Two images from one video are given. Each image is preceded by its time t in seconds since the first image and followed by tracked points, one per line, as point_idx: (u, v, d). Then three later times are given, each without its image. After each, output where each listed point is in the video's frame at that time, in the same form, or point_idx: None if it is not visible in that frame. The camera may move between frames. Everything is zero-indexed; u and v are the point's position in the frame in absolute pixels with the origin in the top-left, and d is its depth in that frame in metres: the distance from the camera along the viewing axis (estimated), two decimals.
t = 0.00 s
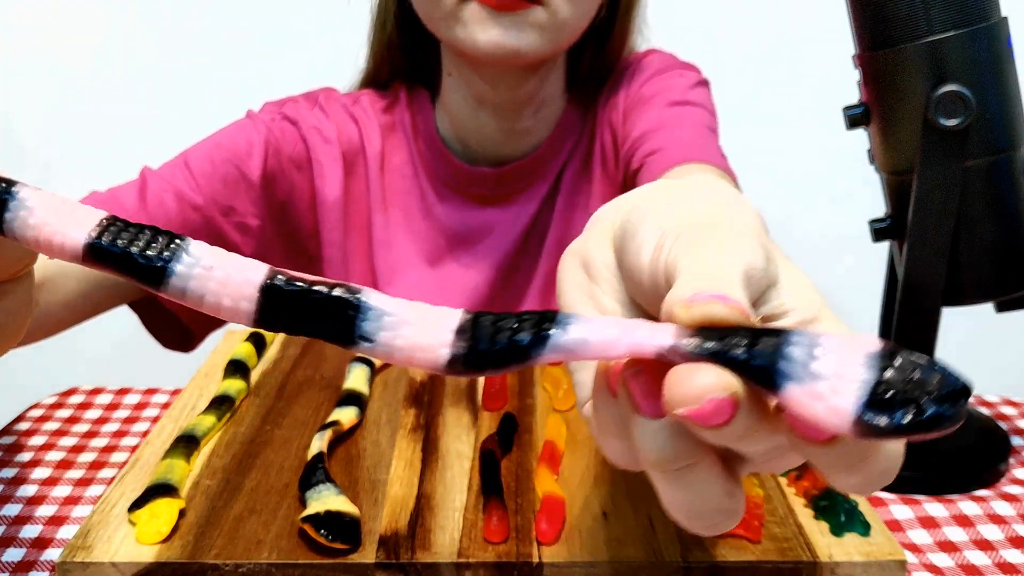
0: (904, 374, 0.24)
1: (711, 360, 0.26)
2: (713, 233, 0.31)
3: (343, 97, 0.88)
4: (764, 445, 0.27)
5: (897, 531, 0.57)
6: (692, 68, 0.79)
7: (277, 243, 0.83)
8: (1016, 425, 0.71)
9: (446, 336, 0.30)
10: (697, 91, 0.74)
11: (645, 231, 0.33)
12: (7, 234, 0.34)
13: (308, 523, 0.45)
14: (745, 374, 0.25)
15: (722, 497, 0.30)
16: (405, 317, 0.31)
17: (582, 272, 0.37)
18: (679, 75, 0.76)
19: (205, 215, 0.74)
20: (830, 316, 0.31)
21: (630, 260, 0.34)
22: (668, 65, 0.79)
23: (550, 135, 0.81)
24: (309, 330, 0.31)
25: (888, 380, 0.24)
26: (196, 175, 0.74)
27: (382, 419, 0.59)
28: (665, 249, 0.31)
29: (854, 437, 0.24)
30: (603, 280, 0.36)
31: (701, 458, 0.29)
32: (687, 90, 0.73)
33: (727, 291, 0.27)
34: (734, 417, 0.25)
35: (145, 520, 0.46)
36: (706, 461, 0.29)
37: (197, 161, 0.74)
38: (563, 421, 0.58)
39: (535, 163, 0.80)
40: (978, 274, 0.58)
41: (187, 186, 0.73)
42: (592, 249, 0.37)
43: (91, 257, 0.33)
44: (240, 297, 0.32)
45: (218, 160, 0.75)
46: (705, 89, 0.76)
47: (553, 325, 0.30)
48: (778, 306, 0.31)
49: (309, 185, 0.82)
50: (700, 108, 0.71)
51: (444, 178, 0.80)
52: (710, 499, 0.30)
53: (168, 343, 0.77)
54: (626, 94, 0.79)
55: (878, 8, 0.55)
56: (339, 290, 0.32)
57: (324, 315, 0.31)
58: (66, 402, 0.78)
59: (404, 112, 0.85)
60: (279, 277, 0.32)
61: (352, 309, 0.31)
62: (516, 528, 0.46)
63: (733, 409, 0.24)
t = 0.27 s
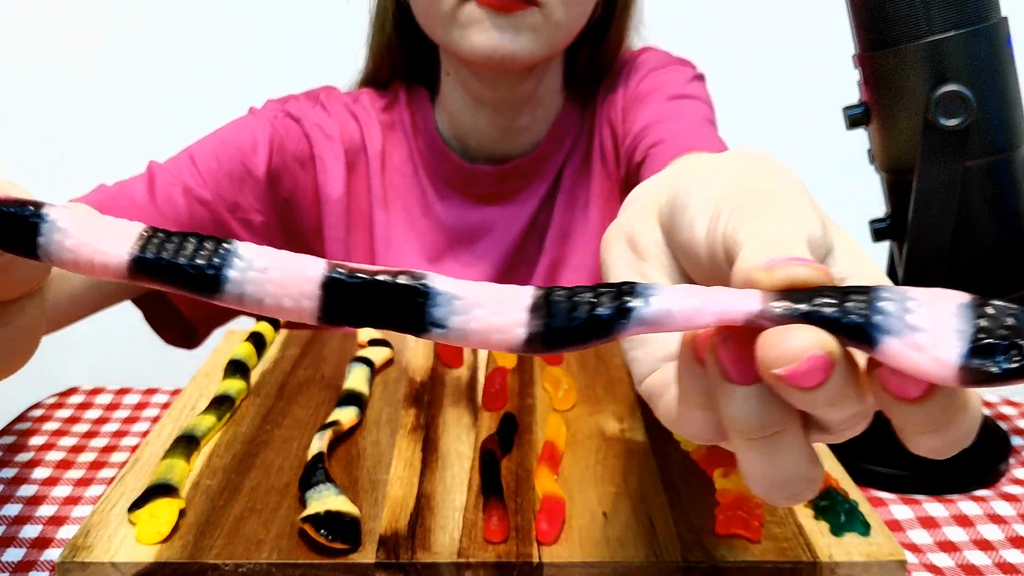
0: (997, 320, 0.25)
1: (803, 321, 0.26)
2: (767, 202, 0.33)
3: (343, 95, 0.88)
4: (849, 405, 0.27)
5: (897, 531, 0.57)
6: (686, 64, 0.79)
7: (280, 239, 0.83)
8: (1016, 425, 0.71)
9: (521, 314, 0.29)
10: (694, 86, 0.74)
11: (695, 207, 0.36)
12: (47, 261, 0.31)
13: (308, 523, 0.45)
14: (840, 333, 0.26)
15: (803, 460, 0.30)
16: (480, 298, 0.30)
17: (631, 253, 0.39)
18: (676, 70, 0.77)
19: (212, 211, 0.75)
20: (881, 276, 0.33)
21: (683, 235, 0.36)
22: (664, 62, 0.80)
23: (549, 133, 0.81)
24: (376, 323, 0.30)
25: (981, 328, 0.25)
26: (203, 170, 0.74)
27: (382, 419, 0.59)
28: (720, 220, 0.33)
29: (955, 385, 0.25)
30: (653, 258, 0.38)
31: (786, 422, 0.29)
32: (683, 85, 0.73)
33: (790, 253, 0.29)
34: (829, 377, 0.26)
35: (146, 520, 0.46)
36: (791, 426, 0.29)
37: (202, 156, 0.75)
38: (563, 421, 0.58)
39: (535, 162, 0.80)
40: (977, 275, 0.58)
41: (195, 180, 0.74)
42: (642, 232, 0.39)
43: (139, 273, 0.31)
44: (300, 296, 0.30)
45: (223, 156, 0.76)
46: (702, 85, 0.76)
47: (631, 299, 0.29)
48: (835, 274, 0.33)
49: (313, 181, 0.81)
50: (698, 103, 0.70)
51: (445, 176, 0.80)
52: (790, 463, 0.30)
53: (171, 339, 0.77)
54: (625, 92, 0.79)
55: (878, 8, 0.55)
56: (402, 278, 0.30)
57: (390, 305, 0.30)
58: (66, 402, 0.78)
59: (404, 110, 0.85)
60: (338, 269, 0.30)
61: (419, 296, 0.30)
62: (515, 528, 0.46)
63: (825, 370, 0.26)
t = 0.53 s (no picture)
0: None
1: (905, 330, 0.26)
2: (829, 199, 0.32)
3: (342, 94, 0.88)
4: (950, 419, 0.26)
5: (897, 531, 0.57)
6: (682, 61, 0.79)
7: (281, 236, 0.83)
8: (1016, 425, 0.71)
9: (615, 335, 0.29)
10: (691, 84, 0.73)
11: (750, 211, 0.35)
12: (119, 296, 0.30)
13: (308, 523, 0.45)
14: (943, 339, 0.26)
15: (890, 474, 0.29)
16: (576, 320, 0.29)
17: (680, 259, 0.40)
18: (675, 68, 0.77)
19: (221, 206, 0.72)
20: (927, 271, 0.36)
21: (738, 240, 0.36)
22: (661, 61, 0.80)
23: (548, 132, 0.81)
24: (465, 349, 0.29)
25: None
26: (210, 164, 0.72)
27: (383, 420, 0.59)
28: (783, 223, 0.33)
29: None
30: (705, 265, 0.39)
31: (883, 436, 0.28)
32: (680, 83, 0.73)
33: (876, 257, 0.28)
34: (942, 387, 0.25)
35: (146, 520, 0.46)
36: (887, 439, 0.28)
37: (206, 151, 0.72)
38: (563, 421, 0.58)
39: (534, 160, 0.80)
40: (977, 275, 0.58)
41: (203, 174, 0.71)
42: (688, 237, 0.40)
43: (219, 306, 0.30)
44: (387, 324, 0.29)
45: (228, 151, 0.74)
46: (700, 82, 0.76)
47: (729, 317, 0.28)
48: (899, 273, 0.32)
49: (315, 179, 0.81)
50: (696, 99, 0.70)
51: (445, 175, 0.80)
52: (879, 477, 0.29)
53: (173, 337, 0.77)
54: (625, 91, 0.80)
55: (878, 9, 0.55)
56: (490, 304, 0.29)
57: (480, 333, 0.29)
58: (66, 402, 0.77)
59: (403, 109, 0.86)
60: (425, 296, 0.29)
61: (510, 321, 0.29)
62: (515, 528, 0.46)
63: (941, 380, 0.25)
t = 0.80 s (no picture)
0: None
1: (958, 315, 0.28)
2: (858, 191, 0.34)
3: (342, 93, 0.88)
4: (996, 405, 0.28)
5: (897, 531, 0.57)
6: (680, 59, 0.79)
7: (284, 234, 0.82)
8: (1016, 425, 0.71)
9: (670, 335, 0.30)
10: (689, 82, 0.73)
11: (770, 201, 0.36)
12: (152, 333, 0.31)
13: (308, 523, 0.45)
14: (1000, 322, 0.28)
15: (934, 461, 0.31)
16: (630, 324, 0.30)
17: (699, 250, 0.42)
18: (672, 66, 0.77)
19: (229, 205, 0.72)
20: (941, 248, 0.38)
21: (760, 230, 0.37)
22: (659, 58, 0.80)
23: (548, 131, 0.81)
24: (520, 356, 0.30)
25: None
26: (216, 161, 0.71)
27: (383, 420, 0.59)
28: (810, 214, 0.34)
29: None
30: (726, 255, 0.40)
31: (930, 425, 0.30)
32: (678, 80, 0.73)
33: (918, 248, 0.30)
34: (998, 371, 0.26)
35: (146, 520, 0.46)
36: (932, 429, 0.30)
37: (211, 149, 0.72)
38: (563, 421, 0.58)
39: (535, 159, 0.80)
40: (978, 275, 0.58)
41: (209, 171, 0.70)
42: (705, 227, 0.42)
43: (264, 333, 0.30)
44: (437, 338, 0.30)
45: (233, 148, 0.73)
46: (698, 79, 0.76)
47: (787, 310, 0.30)
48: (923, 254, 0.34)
49: (318, 177, 0.81)
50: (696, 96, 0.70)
51: (445, 173, 0.80)
52: (924, 463, 0.31)
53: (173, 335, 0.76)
54: (623, 89, 0.80)
55: (877, 8, 0.55)
56: (539, 311, 0.30)
57: (534, 341, 0.30)
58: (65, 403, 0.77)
59: (403, 108, 0.86)
60: (475, 307, 0.30)
61: (564, 325, 0.30)
62: (516, 528, 0.46)
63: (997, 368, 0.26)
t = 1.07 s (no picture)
0: None
1: None
2: (887, 176, 0.34)
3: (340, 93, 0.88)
4: None
5: (897, 531, 0.57)
6: (677, 58, 0.79)
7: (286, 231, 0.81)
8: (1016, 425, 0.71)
9: (744, 319, 0.29)
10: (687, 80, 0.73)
11: (796, 192, 0.37)
12: (224, 332, 0.29)
13: (308, 523, 0.45)
14: None
15: (998, 453, 0.31)
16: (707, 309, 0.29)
17: (721, 242, 0.42)
18: (670, 65, 0.77)
19: (235, 203, 0.72)
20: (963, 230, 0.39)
21: (787, 220, 0.37)
22: (657, 58, 0.80)
23: (547, 131, 0.81)
24: (598, 345, 0.29)
25: None
26: (219, 158, 0.71)
27: (383, 420, 0.59)
28: (840, 203, 0.34)
29: None
30: (751, 246, 0.40)
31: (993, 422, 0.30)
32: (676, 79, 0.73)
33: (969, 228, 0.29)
34: None
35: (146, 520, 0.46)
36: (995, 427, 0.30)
37: (215, 147, 0.72)
38: (563, 421, 0.58)
39: (535, 158, 0.80)
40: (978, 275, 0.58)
41: (213, 167, 0.70)
42: (724, 218, 0.42)
43: (337, 326, 0.29)
44: (509, 327, 0.29)
45: (236, 146, 0.73)
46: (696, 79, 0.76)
47: (861, 295, 0.29)
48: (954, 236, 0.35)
49: (319, 176, 0.81)
50: (694, 95, 0.71)
51: (445, 173, 0.80)
52: (986, 455, 0.31)
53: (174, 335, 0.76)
54: (621, 88, 0.80)
55: (876, 9, 0.55)
56: (611, 299, 0.29)
57: (605, 329, 0.29)
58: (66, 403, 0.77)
59: (402, 108, 0.86)
60: (545, 295, 0.29)
61: (639, 312, 0.29)
62: (515, 528, 0.46)
63: None
